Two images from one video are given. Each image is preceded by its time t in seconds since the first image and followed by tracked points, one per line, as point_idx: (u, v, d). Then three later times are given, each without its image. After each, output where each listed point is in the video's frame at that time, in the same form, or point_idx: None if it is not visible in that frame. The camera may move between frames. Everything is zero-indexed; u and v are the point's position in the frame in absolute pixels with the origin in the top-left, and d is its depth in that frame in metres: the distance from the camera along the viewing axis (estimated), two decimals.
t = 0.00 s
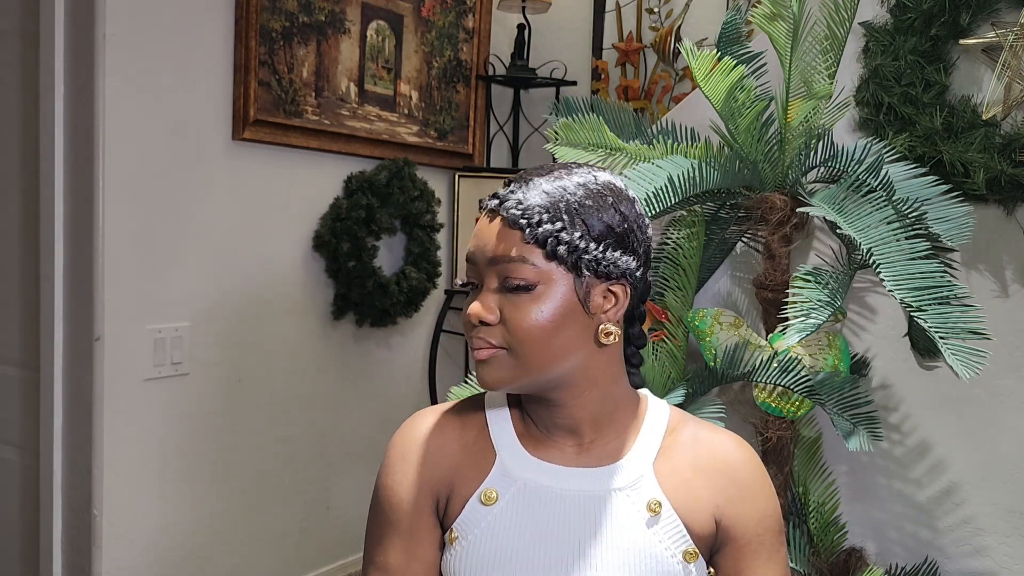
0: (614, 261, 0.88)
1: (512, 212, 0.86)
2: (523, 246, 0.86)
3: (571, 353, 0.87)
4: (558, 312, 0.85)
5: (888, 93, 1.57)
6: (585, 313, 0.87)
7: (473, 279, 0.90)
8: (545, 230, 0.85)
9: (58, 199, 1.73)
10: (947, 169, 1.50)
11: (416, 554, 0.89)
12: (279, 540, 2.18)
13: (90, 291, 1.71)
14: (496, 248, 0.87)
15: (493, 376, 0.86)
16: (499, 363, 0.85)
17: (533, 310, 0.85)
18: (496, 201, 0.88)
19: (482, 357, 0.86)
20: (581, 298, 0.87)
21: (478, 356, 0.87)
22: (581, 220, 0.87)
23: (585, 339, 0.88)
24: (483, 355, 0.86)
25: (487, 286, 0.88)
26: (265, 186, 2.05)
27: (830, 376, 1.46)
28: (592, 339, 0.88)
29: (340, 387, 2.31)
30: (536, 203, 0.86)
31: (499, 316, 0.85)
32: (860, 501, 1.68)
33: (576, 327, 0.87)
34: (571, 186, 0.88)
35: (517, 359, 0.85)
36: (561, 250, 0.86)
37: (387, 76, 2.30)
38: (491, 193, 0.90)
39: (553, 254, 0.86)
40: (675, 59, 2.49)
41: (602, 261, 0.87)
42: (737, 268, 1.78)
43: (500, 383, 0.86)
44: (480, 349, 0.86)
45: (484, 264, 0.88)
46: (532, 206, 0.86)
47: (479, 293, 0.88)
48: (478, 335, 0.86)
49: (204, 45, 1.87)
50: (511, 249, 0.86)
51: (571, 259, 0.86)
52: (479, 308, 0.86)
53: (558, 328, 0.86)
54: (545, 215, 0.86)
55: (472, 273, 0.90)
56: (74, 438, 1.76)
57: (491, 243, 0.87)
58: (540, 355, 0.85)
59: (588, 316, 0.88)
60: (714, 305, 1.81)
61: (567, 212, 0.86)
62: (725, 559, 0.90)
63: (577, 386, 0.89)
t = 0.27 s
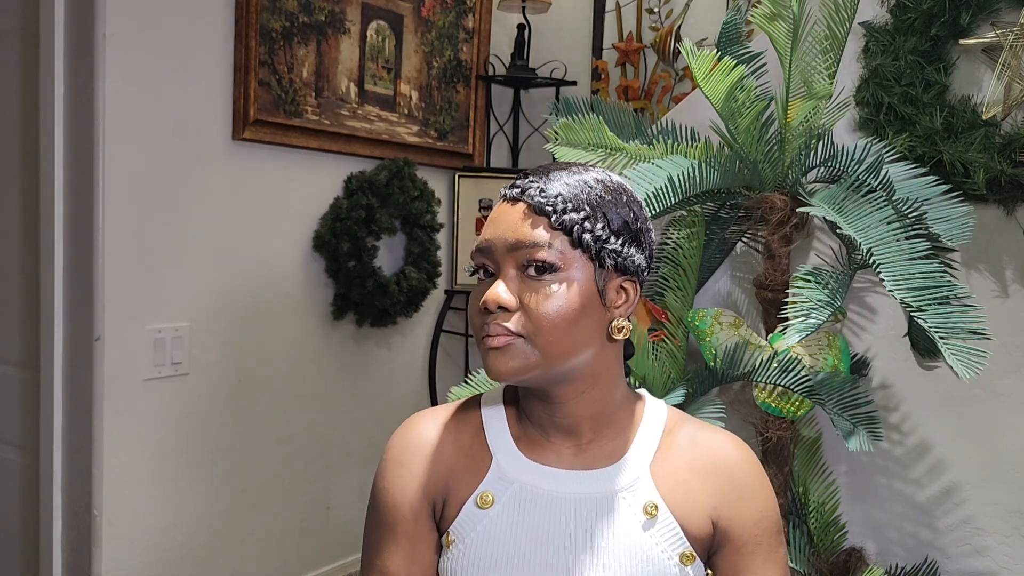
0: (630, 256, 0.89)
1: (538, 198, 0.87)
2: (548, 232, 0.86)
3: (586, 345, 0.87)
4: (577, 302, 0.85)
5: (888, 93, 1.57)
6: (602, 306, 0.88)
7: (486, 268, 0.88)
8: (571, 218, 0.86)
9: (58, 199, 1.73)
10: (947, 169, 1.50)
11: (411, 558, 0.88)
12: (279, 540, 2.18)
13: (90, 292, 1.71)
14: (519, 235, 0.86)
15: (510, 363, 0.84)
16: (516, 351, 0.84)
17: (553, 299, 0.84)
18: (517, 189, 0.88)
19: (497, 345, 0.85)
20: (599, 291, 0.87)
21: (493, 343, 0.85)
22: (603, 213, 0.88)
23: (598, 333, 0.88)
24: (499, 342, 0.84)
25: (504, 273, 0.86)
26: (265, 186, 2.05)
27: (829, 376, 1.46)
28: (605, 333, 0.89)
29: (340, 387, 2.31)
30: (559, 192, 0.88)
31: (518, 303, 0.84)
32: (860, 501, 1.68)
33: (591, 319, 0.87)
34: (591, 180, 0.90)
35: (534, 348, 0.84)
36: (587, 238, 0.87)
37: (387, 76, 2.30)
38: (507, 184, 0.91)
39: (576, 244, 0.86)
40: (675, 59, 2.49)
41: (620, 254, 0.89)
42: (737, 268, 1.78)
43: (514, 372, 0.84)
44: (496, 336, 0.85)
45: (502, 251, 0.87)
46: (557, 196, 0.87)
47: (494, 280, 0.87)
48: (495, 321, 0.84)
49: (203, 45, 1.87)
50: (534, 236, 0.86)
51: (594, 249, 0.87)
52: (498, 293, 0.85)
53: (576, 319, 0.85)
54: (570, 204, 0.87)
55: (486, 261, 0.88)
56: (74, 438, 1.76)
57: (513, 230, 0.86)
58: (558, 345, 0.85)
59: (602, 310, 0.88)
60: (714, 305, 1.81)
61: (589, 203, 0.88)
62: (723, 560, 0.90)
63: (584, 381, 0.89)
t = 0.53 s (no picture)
0: (627, 252, 0.89)
1: (533, 196, 0.87)
2: (543, 228, 0.86)
3: (583, 342, 0.86)
4: (574, 298, 0.85)
5: (888, 93, 1.57)
6: (599, 302, 0.88)
7: (482, 266, 0.89)
8: (566, 213, 0.86)
9: (58, 199, 1.73)
10: (947, 169, 1.50)
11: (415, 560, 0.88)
12: (279, 540, 2.18)
13: (90, 291, 1.71)
14: (514, 231, 0.86)
15: (506, 359, 0.84)
16: (512, 347, 0.84)
17: (549, 294, 0.84)
18: (513, 187, 0.89)
19: (493, 340, 0.85)
20: (596, 287, 0.87)
21: (489, 338, 0.85)
22: (599, 209, 0.88)
23: (596, 330, 0.88)
24: (495, 338, 0.84)
25: (501, 269, 0.87)
26: (265, 186, 2.05)
27: (829, 376, 1.46)
28: (602, 329, 0.88)
29: (340, 388, 2.31)
30: (556, 189, 0.88)
31: (513, 299, 0.85)
32: (860, 501, 1.68)
33: (588, 315, 0.87)
34: (588, 179, 0.90)
35: (531, 343, 0.84)
36: (582, 233, 0.87)
37: (387, 76, 2.30)
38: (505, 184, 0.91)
39: (572, 239, 0.86)
40: (675, 59, 2.49)
41: (617, 251, 0.88)
42: (737, 268, 1.78)
43: (510, 367, 0.84)
44: (491, 332, 0.85)
45: (499, 247, 0.87)
46: (552, 193, 0.87)
47: (491, 277, 0.87)
48: (491, 317, 0.85)
49: (204, 45, 1.87)
50: (530, 232, 0.86)
51: (589, 245, 0.87)
52: (494, 289, 0.85)
53: (574, 315, 0.85)
54: (566, 200, 0.87)
55: (482, 258, 0.89)
56: (74, 438, 1.76)
57: (510, 226, 0.87)
58: (554, 340, 0.84)
59: (600, 305, 0.88)
60: (714, 305, 1.81)
61: (585, 200, 0.88)
62: (724, 562, 0.90)
63: (583, 379, 0.89)
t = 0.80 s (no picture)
0: (630, 254, 0.89)
1: (536, 198, 0.87)
2: (547, 231, 0.86)
3: (587, 344, 0.86)
4: (578, 300, 0.85)
5: (888, 93, 1.57)
6: (602, 304, 0.88)
7: (486, 268, 0.89)
8: (569, 216, 0.86)
9: (58, 199, 1.73)
10: (947, 169, 1.50)
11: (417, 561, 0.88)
12: (279, 540, 2.18)
13: (90, 291, 1.71)
14: (517, 233, 0.86)
15: (510, 362, 0.84)
16: (516, 350, 0.84)
17: (553, 296, 0.84)
18: (516, 189, 0.89)
19: (497, 344, 0.85)
20: (599, 289, 0.87)
21: (494, 341, 0.85)
22: (602, 211, 0.88)
23: (599, 331, 0.88)
24: (499, 341, 0.84)
25: (504, 272, 0.87)
26: (265, 186, 2.05)
27: (830, 376, 1.46)
28: (606, 330, 0.89)
29: (340, 388, 2.31)
30: (558, 191, 0.88)
31: (517, 302, 0.85)
32: (860, 501, 1.68)
33: (592, 317, 0.87)
34: (590, 180, 0.90)
35: (535, 345, 0.84)
36: (585, 236, 0.87)
37: (387, 76, 2.30)
38: (508, 185, 0.91)
39: (575, 241, 0.86)
40: (675, 59, 2.49)
41: (620, 252, 0.89)
42: (737, 268, 1.78)
43: (515, 370, 0.84)
44: (496, 335, 0.85)
45: (502, 250, 0.87)
46: (555, 194, 0.87)
47: (494, 280, 0.87)
48: (495, 320, 0.85)
49: (204, 46, 1.87)
50: (533, 234, 0.86)
51: (592, 247, 0.87)
52: (497, 292, 0.85)
53: (577, 317, 0.85)
54: (569, 202, 0.87)
55: (485, 261, 0.89)
56: (74, 438, 1.76)
57: (512, 229, 0.87)
58: (559, 343, 0.84)
59: (604, 307, 0.88)
60: (714, 305, 1.81)
61: (587, 202, 0.88)
62: (725, 562, 0.90)
63: (586, 380, 0.89)
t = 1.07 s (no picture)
0: (633, 256, 0.89)
1: (538, 200, 0.87)
2: (548, 234, 0.86)
3: (588, 347, 0.87)
4: (579, 303, 0.85)
5: (888, 93, 1.57)
6: (603, 307, 0.88)
7: (487, 270, 0.89)
8: (571, 219, 0.86)
9: (58, 199, 1.73)
10: (947, 169, 1.50)
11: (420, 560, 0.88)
12: (279, 540, 2.18)
13: (90, 291, 1.71)
14: (519, 236, 0.86)
15: (512, 365, 0.84)
16: (518, 352, 0.84)
17: (555, 300, 0.85)
18: (518, 191, 0.89)
19: (499, 346, 0.85)
20: (601, 292, 0.88)
21: (495, 344, 0.85)
22: (603, 213, 0.88)
23: (601, 335, 0.88)
24: (501, 344, 0.85)
25: (506, 275, 0.87)
26: (265, 186, 2.05)
27: (830, 376, 1.46)
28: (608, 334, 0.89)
29: (340, 388, 2.31)
30: (560, 194, 0.88)
31: (518, 305, 0.85)
32: (860, 501, 1.68)
33: (593, 320, 0.87)
34: (593, 181, 0.90)
35: (536, 349, 0.84)
36: (586, 239, 0.87)
37: (387, 76, 2.30)
38: (509, 186, 0.91)
39: (578, 244, 0.86)
40: (675, 59, 2.49)
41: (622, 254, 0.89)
42: (737, 268, 1.78)
43: (517, 373, 0.84)
44: (497, 338, 0.85)
45: (504, 253, 0.87)
46: (557, 197, 0.87)
47: (496, 282, 0.88)
48: (496, 323, 0.85)
49: (203, 46, 1.87)
50: (535, 237, 0.86)
51: (594, 250, 0.87)
52: (500, 295, 0.85)
53: (579, 321, 0.86)
54: (570, 205, 0.87)
55: (487, 263, 0.89)
56: (74, 438, 1.76)
57: (514, 231, 0.87)
58: (560, 346, 0.85)
59: (605, 310, 0.88)
60: (714, 305, 1.81)
61: (590, 205, 0.88)
62: (725, 562, 0.90)
63: (587, 382, 0.89)
